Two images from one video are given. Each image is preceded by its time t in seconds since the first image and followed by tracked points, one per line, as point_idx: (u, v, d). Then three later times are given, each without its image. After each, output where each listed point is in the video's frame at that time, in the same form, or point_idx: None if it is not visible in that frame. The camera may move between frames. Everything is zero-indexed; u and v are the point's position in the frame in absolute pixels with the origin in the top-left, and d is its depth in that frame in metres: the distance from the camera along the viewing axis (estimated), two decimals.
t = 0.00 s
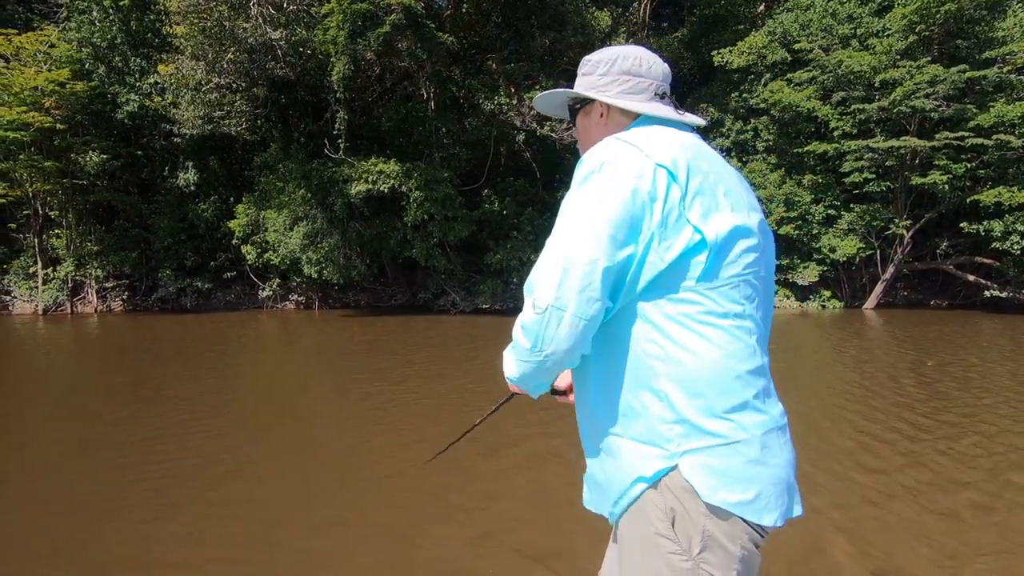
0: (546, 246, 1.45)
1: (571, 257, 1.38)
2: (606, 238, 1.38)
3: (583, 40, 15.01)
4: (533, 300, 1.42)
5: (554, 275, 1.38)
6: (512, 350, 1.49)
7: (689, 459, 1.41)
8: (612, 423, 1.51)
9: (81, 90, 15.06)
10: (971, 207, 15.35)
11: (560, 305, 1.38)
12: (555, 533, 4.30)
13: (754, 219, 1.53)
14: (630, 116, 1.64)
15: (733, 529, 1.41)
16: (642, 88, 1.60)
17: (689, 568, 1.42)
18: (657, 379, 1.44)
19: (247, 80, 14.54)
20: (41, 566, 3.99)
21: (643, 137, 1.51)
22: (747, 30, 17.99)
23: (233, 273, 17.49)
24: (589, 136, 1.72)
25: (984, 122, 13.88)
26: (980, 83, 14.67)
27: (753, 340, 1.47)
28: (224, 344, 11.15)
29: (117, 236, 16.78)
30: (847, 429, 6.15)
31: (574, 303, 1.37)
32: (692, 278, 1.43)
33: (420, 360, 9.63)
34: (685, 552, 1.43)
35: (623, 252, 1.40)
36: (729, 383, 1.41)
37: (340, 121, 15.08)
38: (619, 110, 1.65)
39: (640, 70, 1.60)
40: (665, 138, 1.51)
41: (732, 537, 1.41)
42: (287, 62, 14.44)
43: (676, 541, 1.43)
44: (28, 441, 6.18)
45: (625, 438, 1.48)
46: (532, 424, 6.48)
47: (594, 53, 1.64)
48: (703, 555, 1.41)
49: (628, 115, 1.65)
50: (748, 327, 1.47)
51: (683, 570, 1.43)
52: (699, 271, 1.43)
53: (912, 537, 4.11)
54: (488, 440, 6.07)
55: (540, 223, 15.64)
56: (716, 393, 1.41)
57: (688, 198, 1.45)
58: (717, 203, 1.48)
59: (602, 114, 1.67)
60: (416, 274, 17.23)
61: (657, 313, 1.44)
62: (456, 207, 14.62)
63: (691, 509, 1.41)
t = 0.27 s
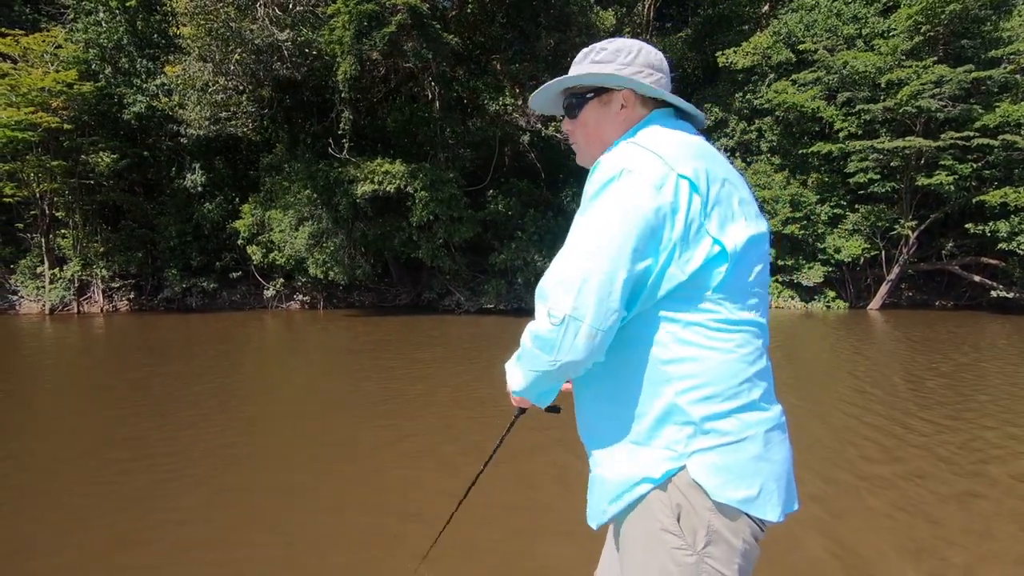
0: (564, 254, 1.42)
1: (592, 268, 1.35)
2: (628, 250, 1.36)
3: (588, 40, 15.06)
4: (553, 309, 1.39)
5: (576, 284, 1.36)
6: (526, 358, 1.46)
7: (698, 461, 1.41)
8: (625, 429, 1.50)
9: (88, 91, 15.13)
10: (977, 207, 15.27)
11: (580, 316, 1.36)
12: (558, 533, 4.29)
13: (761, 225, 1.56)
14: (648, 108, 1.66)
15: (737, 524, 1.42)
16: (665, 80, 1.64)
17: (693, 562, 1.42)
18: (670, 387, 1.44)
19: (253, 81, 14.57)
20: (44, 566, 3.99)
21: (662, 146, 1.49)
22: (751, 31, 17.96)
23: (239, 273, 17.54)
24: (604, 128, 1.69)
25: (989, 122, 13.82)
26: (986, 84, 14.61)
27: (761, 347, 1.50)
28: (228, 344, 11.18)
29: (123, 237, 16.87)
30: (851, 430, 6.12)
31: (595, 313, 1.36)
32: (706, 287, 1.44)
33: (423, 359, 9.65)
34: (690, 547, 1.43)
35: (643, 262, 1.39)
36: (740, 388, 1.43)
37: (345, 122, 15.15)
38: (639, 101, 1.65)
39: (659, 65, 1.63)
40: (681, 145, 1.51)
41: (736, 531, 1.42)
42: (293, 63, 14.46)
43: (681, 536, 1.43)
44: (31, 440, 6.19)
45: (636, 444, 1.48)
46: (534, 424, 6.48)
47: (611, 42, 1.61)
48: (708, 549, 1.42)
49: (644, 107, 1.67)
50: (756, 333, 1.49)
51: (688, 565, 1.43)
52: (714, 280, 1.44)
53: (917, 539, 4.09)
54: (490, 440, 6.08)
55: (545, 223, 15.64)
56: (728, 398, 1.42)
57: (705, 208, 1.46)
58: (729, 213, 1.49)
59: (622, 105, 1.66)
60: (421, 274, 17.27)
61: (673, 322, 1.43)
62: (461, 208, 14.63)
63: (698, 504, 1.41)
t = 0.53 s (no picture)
0: (641, 261, 1.34)
1: (679, 282, 1.31)
2: (711, 263, 1.34)
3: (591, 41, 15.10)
4: (634, 322, 1.32)
5: (662, 298, 1.31)
6: (596, 369, 1.38)
7: (750, 466, 1.42)
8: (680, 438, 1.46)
9: (94, 93, 15.20)
10: (982, 207, 15.21)
11: (663, 331, 1.32)
12: (567, 534, 4.29)
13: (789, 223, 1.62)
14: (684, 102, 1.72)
15: (767, 516, 1.46)
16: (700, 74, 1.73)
17: (728, 560, 1.42)
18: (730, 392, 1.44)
19: (258, 82, 14.63)
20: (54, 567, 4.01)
21: (726, 150, 1.47)
22: (754, 31, 17.92)
23: (243, 274, 17.62)
24: (655, 117, 1.65)
25: (994, 122, 13.78)
26: (990, 83, 14.55)
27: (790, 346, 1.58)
28: (234, 345, 11.22)
29: (128, 238, 16.95)
30: (859, 430, 6.10)
31: (678, 328, 1.33)
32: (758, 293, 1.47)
33: (428, 360, 9.68)
34: (725, 545, 1.42)
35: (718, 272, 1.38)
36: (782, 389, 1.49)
37: (349, 123, 15.20)
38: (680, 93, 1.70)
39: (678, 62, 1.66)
40: (732, 148, 1.51)
41: (766, 524, 1.45)
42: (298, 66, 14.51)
43: (718, 534, 1.42)
44: (40, 441, 6.22)
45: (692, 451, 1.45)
46: (540, 425, 6.49)
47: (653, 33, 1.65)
48: (743, 544, 1.43)
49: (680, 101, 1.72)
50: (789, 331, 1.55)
51: (723, 563, 1.42)
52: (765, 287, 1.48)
53: (928, 540, 4.07)
54: (497, 440, 6.09)
55: (548, 224, 15.67)
56: (775, 400, 1.48)
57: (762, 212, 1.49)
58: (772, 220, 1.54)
59: (668, 95, 1.68)
60: (424, 275, 17.30)
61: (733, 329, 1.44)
62: (465, 209, 14.66)
63: (734, 501, 1.42)
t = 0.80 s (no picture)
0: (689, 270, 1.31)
1: (726, 289, 1.31)
2: (753, 267, 1.35)
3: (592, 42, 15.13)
4: (686, 334, 1.30)
5: (711, 308, 1.30)
6: (645, 385, 1.34)
7: (780, 465, 1.45)
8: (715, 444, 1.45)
9: (96, 96, 15.23)
10: (985, 207, 15.17)
11: (712, 340, 1.31)
12: (574, 534, 4.31)
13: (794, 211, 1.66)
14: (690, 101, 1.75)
15: (786, 515, 1.50)
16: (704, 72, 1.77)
17: (752, 561, 1.43)
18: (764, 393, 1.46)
19: (261, 85, 14.67)
20: (66, 566, 4.03)
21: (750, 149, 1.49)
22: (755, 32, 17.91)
23: (246, 276, 17.65)
24: (668, 111, 1.65)
25: (996, 121, 13.75)
26: (992, 83, 14.54)
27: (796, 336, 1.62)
28: (237, 347, 11.25)
29: (132, 241, 16.99)
30: (865, 430, 6.10)
31: (725, 335, 1.33)
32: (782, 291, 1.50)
33: (431, 361, 9.69)
34: (750, 546, 1.43)
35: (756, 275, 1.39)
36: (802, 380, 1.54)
37: (351, 125, 15.24)
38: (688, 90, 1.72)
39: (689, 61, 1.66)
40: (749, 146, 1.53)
41: (785, 522, 1.49)
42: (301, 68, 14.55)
43: (743, 535, 1.43)
44: (47, 443, 6.24)
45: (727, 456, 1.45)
46: (544, 426, 6.50)
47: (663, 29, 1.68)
48: (766, 544, 1.45)
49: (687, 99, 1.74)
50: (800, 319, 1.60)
51: (746, 564, 1.43)
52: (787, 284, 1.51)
53: (934, 539, 4.07)
54: (501, 441, 6.10)
55: (550, 225, 15.67)
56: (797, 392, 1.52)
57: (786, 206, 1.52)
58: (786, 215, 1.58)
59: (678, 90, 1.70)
60: (427, 277, 17.31)
61: (762, 329, 1.46)
62: (467, 211, 14.67)
63: (759, 501, 1.44)
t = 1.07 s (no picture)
0: (633, 263, 1.34)
1: (671, 283, 1.30)
2: (705, 263, 1.33)
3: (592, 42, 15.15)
4: (626, 326, 1.32)
5: (653, 303, 1.30)
6: (589, 372, 1.39)
7: (753, 471, 1.42)
8: (678, 440, 1.46)
9: (96, 98, 15.21)
10: (985, 206, 15.17)
11: (654, 334, 1.32)
12: (569, 534, 4.32)
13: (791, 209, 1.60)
14: (667, 97, 1.62)
15: (774, 523, 1.46)
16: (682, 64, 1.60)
17: (734, 566, 1.43)
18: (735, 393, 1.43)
19: (261, 86, 14.67)
20: (63, 568, 4.05)
21: (722, 144, 1.47)
22: (755, 31, 17.91)
23: (246, 277, 17.67)
24: (622, 118, 1.62)
25: (995, 121, 13.75)
26: (991, 82, 14.54)
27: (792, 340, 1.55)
28: (236, 349, 11.24)
29: (131, 243, 16.99)
30: (861, 430, 6.11)
31: (672, 330, 1.33)
32: (758, 288, 1.46)
33: (429, 362, 9.69)
34: (732, 551, 1.43)
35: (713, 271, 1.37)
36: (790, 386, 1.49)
37: (350, 126, 15.24)
38: (658, 88, 1.60)
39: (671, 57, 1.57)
40: (728, 142, 1.50)
41: (772, 530, 1.46)
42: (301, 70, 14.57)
43: (724, 541, 1.42)
44: (43, 446, 6.24)
45: (690, 453, 1.45)
46: (540, 428, 6.50)
47: (628, 22, 1.54)
48: (749, 551, 1.44)
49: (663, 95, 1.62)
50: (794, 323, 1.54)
51: (729, 569, 1.43)
52: (765, 282, 1.46)
53: (929, 538, 4.09)
54: (498, 443, 6.10)
55: (550, 226, 15.67)
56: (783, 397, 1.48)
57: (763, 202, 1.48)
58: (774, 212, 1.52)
59: (643, 92, 1.60)
60: (427, 278, 17.32)
61: (731, 327, 1.43)
62: (467, 212, 14.68)
63: (741, 508, 1.42)
